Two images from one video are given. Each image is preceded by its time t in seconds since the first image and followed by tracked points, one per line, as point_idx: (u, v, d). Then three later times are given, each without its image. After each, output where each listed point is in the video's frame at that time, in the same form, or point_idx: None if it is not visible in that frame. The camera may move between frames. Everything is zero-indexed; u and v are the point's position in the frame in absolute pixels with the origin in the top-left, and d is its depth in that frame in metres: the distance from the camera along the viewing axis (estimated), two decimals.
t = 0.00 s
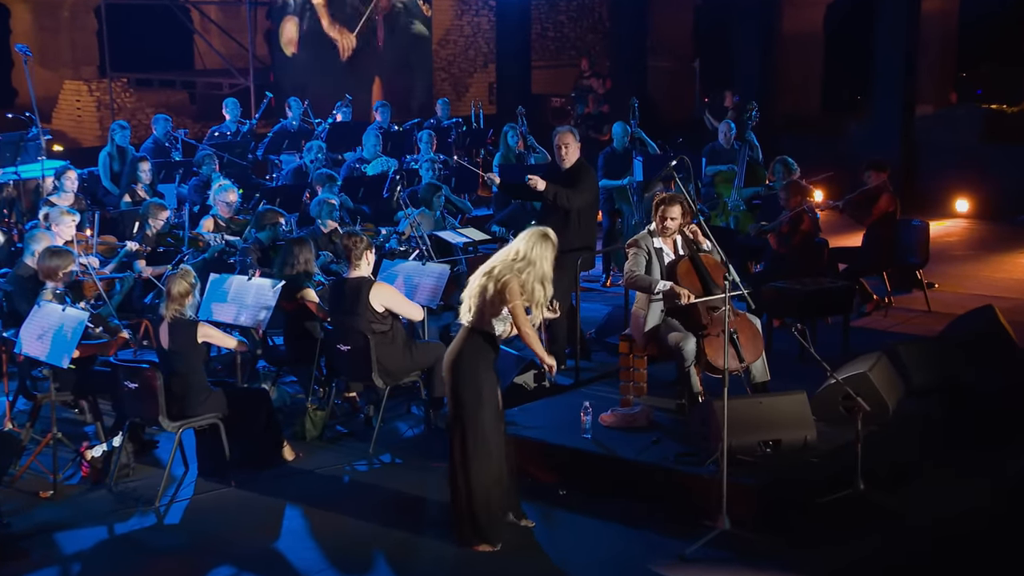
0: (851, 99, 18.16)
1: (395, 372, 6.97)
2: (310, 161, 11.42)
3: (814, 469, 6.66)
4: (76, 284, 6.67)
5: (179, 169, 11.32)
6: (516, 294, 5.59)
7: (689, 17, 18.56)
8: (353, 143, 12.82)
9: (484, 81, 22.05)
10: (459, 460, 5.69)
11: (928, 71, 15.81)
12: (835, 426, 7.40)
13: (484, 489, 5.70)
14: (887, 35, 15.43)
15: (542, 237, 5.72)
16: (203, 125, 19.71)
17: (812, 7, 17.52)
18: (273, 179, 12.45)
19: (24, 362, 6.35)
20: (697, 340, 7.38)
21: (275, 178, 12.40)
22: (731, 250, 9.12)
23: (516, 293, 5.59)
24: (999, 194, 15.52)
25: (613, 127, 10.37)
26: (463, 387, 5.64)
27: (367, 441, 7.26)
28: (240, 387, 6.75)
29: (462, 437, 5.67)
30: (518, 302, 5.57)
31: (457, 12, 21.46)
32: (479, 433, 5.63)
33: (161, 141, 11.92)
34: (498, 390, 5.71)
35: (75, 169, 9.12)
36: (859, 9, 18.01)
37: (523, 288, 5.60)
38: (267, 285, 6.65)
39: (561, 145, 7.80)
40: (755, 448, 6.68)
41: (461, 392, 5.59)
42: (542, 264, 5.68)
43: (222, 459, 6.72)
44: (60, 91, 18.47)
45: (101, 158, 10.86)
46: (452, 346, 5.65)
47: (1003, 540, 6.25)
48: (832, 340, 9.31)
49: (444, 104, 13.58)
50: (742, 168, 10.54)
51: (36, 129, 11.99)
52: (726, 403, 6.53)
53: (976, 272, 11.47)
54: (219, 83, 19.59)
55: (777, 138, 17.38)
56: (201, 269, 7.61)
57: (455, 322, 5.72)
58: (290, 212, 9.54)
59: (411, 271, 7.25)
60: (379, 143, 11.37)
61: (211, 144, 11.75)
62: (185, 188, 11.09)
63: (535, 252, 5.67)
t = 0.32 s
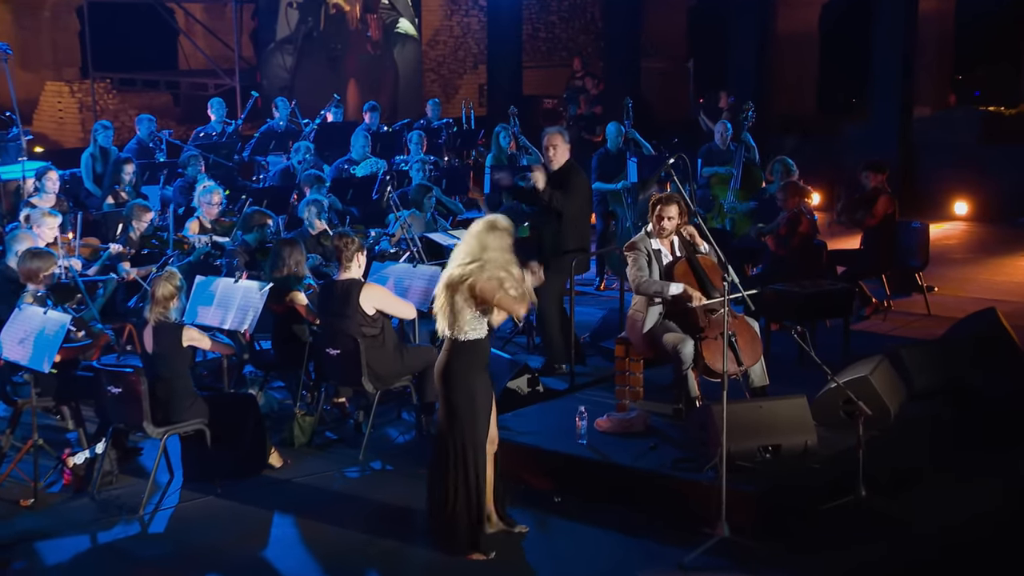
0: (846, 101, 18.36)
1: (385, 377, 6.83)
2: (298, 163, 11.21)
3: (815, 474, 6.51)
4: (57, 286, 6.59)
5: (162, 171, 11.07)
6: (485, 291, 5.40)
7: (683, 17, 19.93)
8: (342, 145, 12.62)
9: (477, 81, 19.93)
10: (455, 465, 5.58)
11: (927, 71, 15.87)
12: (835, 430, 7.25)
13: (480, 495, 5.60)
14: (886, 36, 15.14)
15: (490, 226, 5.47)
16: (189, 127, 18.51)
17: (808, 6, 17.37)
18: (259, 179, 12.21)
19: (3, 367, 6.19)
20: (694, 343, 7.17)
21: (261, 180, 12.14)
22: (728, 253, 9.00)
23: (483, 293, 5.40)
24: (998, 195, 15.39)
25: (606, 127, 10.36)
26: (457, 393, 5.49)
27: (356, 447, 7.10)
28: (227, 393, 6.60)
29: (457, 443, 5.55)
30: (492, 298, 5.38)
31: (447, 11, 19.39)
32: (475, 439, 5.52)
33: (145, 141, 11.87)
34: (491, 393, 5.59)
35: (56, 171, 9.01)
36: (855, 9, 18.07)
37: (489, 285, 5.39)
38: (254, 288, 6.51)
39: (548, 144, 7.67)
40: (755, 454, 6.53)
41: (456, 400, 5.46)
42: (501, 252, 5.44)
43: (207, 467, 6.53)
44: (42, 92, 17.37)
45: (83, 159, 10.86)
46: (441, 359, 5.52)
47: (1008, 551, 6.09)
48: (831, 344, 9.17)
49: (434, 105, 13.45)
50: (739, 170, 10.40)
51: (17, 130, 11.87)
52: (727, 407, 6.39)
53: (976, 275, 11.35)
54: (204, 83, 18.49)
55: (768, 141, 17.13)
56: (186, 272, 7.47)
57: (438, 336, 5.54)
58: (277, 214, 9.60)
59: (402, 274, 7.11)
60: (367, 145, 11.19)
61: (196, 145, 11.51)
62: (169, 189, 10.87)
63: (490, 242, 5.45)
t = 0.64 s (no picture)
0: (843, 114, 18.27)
1: (376, 390, 6.70)
2: (286, 172, 11.08)
3: (816, 488, 6.36)
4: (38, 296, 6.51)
5: (148, 181, 10.69)
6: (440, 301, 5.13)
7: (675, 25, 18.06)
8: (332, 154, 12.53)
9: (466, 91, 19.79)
10: (444, 483, 5.31)
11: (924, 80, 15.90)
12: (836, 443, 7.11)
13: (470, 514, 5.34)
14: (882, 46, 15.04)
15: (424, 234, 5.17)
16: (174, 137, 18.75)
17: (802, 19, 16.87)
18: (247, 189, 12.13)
19: None
20: (693, 353, 7.01)
21: (249, 189, 12.06)
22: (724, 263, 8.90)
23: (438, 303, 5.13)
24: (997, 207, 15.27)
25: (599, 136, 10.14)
26: (449, 408, 5.23)
27: (346, 462, 6.96)
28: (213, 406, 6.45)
29: (447, 459, 5.29)
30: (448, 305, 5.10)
31: (436, 19, 19.37)
32: (467, 456, 5.27)
33: (130, 151, 11.81)
34: (485, 409, 5.34)
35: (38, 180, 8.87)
36: (851, 20, 18.20)
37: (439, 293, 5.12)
38: (241, 299, 6.40)
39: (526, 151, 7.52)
40: (755, 467, 6.40)
41: (448, 415, 5.19)
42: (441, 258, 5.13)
43: (194, 481, 6.41)
44: (24, 102, 17.45)
45: (66, 169, 10.62)
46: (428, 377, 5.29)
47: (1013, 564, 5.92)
48: (831, 356, 9.03)
49: (426, 115, 13.40)
50: (734, 182, 10.38)
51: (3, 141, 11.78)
52: (726, 419, 6.27)
53: (975, 288, 11.23)
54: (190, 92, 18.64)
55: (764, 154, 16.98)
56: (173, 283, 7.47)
57: (414, 362, 5.34)
58: (265, 223, 9.35)
59: (392, 284, 7.01)
60: (357, 154, 11.09)
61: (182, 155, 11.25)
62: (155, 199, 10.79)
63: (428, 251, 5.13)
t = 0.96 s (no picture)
0: (834, 127, 18.31)
1: (364, 405, 6.58)
2: (272, 184, 11.03)
3: (814, 504, 6.21)
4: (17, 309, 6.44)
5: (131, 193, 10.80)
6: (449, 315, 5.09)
7: (666, 38, 18.18)
8: (319, 167, 12.39)
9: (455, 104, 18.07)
10: (436, 502, 5.12)
11: (919, 93, 16.20)
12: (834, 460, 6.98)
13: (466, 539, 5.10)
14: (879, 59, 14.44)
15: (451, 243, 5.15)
16: (157, 151, 18.14)
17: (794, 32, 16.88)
18: (231, 201, 12.07)
19: None
20: (692, 366, 6.85)
21: (234, 202, 11.96)
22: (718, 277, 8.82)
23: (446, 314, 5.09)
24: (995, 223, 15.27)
25: (592, 146, 10.11)
26: (439, 422, 5.10)
27: (333, 479, 6.80)
28: (197, 421, 6.31)
29: (437, 476, 5.12)
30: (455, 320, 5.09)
31: (423, 31, 17.70)
32: (457, 473, 5.10)
33: (112, 163, 11.77)
34: (474, 425, 5.20)
35: (17, 192, 8.74)
36: (843, 33, 18.12)
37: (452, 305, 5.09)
38: (226, 311, 6.29)
39: (519, 166, 7.52)
40: (752, 483, 6.24)
41: (438, 427, 5.05)
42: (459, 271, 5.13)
43: (177, 499, 6.24)
44: (2, 115, 17.15)
45: (47, 181, 10.44)
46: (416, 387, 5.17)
47: None
48: (829, 371, 8.90)
49: (414, 127, 13.36)
50: (728, 197, 10.34)
51: None
52: (725, 433, 6.15)
53: (972, 301, 11.15)
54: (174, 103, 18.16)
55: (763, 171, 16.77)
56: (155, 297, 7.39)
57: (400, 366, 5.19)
58: (250, 235, 9.31)
59: (382, 297, 6.89)
60: (344, 166, 11.06)
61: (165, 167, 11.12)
62: (135, 211, 10.71)
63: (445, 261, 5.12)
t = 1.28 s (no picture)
0: (828, 139, 18.11)
1: (353, 418, 6.44)
2: (258, 194, 11.02)
3: (813, 518, 6.04)
4: None
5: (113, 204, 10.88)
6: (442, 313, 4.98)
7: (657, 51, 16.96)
8: (304, 177, 12.30)
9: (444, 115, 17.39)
10: (441, 520, 5.03)
11: (914, 105, 15.96)
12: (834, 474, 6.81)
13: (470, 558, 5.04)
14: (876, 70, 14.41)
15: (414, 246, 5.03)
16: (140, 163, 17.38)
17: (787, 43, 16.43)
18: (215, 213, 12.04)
19: None
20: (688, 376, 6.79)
21: (220, 212, 12.02)
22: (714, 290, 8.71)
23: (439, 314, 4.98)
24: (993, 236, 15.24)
25: (583, 156, 10.31)
26: (442, 434, 5.04)
27: (321, 493, 6.67)
28: (182, 435, 6.18)
29: (442, 493, 5.04)
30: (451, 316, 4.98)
31: (412, 40, 17.03)
32: (462, 487, 5.03)
33: (94, 173, 11.86)
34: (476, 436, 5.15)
35: None
36: (842, 41, 17.63)
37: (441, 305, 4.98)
38: (212, 323, 6.18)
39: (514, 173, 7.45)
40: (750, 497, 6.07)
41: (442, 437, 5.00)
42: (434, 271, 5.03)
43: (161, 516, 6.10)
44: None
45: (28, 193, 10.43)
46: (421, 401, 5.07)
47: None
48: (828, 383, 8.78)
49: (403, 137, 13.30)
50: (722, 207, 10.31)
51: None
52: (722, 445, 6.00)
53: (971, 313, 11.03)
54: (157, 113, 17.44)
55: (754, 182, 16.94)
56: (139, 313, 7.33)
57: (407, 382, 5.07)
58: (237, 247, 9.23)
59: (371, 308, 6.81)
60: (332, 175, 10.93)
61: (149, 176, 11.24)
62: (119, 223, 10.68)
63: (415, 265, 4.99)
